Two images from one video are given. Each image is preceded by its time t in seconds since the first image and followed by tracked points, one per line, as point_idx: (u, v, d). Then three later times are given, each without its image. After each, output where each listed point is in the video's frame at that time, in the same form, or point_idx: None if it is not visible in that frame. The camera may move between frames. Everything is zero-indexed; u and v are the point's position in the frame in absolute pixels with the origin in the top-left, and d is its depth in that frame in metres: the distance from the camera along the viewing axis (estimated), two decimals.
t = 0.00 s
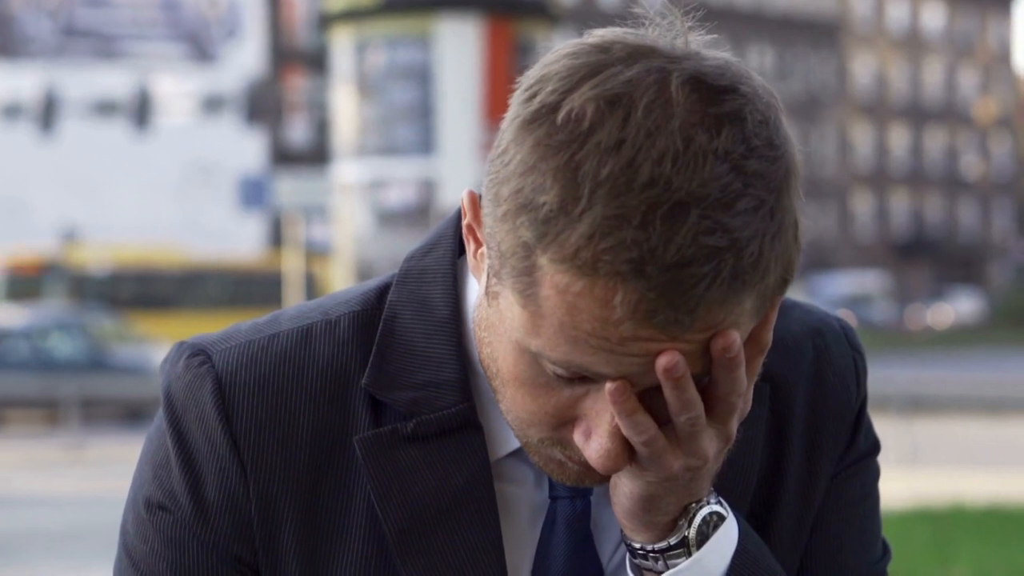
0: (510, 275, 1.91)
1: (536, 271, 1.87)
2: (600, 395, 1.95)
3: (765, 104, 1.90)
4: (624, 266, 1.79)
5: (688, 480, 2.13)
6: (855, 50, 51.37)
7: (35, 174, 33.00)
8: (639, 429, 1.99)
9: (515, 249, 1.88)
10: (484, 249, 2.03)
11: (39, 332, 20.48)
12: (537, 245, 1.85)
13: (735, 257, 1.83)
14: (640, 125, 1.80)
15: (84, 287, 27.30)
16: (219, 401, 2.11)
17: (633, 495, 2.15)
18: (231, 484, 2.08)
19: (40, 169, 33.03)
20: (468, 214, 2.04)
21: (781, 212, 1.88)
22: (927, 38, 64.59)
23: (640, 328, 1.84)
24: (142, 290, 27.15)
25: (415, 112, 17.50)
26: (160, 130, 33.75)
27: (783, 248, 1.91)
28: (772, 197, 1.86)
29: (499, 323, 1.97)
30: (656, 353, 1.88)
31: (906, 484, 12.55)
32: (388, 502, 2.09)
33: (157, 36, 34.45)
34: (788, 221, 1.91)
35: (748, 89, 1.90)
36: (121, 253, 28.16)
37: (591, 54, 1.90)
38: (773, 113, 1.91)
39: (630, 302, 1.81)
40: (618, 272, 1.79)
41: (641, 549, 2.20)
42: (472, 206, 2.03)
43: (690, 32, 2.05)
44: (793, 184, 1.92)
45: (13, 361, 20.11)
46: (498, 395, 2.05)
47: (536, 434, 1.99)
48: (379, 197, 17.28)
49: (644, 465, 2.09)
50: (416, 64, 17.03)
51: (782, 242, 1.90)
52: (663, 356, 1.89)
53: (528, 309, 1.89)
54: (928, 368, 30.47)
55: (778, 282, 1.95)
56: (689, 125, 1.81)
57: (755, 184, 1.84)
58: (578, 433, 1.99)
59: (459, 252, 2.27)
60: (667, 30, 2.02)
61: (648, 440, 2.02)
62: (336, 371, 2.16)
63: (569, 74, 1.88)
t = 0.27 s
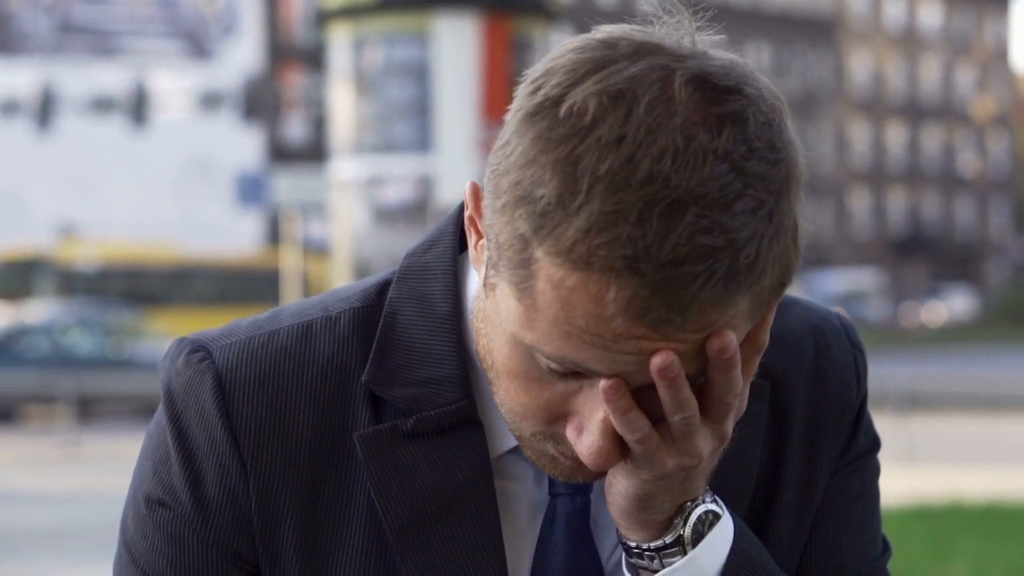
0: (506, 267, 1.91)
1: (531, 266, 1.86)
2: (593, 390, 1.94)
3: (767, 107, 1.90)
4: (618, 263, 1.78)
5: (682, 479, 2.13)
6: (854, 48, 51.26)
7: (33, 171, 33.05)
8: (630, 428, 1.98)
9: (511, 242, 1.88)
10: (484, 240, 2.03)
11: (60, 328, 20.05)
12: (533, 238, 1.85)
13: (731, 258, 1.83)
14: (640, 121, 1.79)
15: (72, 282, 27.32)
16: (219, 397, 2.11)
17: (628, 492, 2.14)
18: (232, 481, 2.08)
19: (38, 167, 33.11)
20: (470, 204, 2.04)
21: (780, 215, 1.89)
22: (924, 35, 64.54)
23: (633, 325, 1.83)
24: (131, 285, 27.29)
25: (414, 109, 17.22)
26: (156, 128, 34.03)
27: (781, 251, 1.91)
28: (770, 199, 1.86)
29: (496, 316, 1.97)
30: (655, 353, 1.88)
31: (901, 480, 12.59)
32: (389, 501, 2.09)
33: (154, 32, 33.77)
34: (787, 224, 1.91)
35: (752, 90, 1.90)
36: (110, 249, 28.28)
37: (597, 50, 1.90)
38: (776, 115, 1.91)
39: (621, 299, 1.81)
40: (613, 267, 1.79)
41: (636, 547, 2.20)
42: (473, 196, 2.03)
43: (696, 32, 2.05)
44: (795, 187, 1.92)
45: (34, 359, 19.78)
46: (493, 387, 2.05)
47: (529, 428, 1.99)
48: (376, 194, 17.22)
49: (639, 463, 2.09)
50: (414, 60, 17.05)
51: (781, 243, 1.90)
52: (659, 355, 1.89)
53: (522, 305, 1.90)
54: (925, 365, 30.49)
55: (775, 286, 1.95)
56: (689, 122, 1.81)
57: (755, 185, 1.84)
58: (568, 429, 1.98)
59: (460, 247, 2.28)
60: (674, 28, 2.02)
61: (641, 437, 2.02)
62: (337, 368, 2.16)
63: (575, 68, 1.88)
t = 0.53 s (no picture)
0: (506, 260, 1.90)
1: (532, 260, 1.86)
2: (590, 386, 1.94)
3: (774, 108, 1.90)
4: (617, 259, 1.78)
5: (678, 478, 2.12)
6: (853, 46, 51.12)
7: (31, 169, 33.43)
8: (627, 427, 1.98)
9: (512, 236, 1.88)
10: (486, 233, 2.02)
11: (80, 326, 20.36)
12: (534, 231, 1.84)
13: (731, 259, 1.82)
14: (642, 120, 1.79)
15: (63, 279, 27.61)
16: (220, 395, 2.10)
17: (625, 491, 2.14)
18: (233, 477, 2.08)
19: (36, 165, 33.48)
20: (472, 198, 2.04)
21: (783, 215, 1.88)
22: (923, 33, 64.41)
23: (632, 321, 1.83)
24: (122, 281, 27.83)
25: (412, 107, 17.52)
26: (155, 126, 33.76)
27: (782, 253, 1.91)
28: (774, 200, 1.85)
29: (495, 309, 1.97)
30: (654, 352, 1.88)
31: (898, 479, 12.56)
32: (390, 497, 2.08)
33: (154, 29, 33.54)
34: (789, 227, 1.91)
35: (759, 92, 1.89)
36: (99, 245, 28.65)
37: (605, 46, 1.90)
38: (781, 118, 1.90)
39: (620, 294, 1.81)
40: (611, 263, 1.78)
41: (634, 545, 2.19)
42: (478, 186, 2.02)
43: (706, 31, 2.04)
44: (800, 187, 1.92)
45: (53, 356, 20.05)
46: (490, 382, 2.05)
47: (524, 423, 2.00)
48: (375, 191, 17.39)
49: (636, 462, 2.08)
50: (412, 58, 16.98)
51: (785, 242, 1.90)
52: (657, 355, 1.89)
53: (520, 300, 1.90)
54: (922, 363, 30.48)
55: (775, 287, 1.94)
56: (693, 121, 1.81)
57: (758, 186, 1.83)
58: (563, 425, 1.98)
59: (463, 244, 2.27)
60: (682, 27, 2.02)
61: (638, 436, 2.02)
62: (339, 365, 2.16)
63: (581, 64, 1.87)
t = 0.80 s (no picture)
0: (509, 256, 1.90)
1: (535, 255, 1.86)
2: (590, 384, 1.93)
3: (781, 110, 1.89)
4: (621, 256, 1.78)
5: (678, 476, 2.11)
6: (852, 44, 51.07)
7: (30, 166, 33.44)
8: (626, 425, 1.98)
9: (516, 231, 1.88)
10: (487, 232, 2.03)
11: (101, 323, 21.46)
12: (538, 226, 1.84)
13: (733, 259, 1.82)
14: (647, 118, 1.79)
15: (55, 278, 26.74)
16: (221, 392, 2.10)
17: (624, 490, 2.13)
18: (234, 475, 2.07)
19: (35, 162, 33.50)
20: (476, 194, 2.04)
21: (785, 218, 1.88)
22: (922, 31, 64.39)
23: (632, 320, 1.83)
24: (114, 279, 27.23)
25: (409, 105, 17.85)
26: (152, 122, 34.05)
27: (784, 256, 1.90)
28: (779, 202, 1.85)
29: (496, 306, 1.97)
30: (655, 351, 1.88)
31: (895, 476, 12.59)
32: (389, 495, 2.08)
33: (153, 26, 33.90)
34: (793, 228, 1.90)
35: (765, 93, 1.89)
36: (91, 244, 28.24)
37: (611, 44, 1.90)
38: (787, 119, 1.90)
39: (622, 292, 1.80)
40: (615, 259, 1.78)
41: (632, 546, 2.18)
42: (480, 184, 2.03)
43: (714, 33, 2.04)
44: (804, 191, 1.91)
45: (73, 352, 21.21)
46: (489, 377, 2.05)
47: (524, 420, 1.99)
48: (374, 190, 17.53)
49: (635, 460, 2.08)
50: (412, 55, 17.20)
51: (788, 244, 1.90)
52: (657, 355, 1.89)
53: (522, 295, 1.89)
54: (921, 361, 30.41)
55: (778, 288, 1.94)
56: (698, 120, 1.80)
57: (762, 186, 1.83)
58: (562, 422, 1.98)
59: (464, 241, 2.27)
60: (690, 27, 2.01)
61: (638, 434, 2.01)
62: (340, 362, 2.16)
63: (588, 61, 1.88)
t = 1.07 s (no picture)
0: (515, 254, 1.90)
1: (541, 254, 1.86)
2: (595, 383, 1.93)
3: (787, 110, 1.89)
4: (629, 254, 1.77)
5: (682, 474, 2.11)
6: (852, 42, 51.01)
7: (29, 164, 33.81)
8: (631, 423, 1.98)
9: (522, 229, 1.88)
10: (493, 228, 2.03)
11: (122, 321, 21.39)
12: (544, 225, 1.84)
13: (741, 260, 1.82)
14: (654, 117, 1.78)
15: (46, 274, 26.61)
16: (225, 390, 2.10)
17: (627, 489, 2.13)
18: (238, 474, 2.07)
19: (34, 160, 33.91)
20: (481, 191, 2.03)
21: (793, 217, 1.87)
22: (921, 30, 64.35)
23: (640, 318, 1.82)
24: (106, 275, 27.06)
25: (409, 104, 19.86)
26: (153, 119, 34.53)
27: (790, 256, 1.90)
28: (787, 201, 1.85)
29: (501, 303, 1.97)
30: (661, 352, 1.88)
31: (895, 476, 12.58)
32: (392, 493, 2.08)
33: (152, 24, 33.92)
34: (799, 228, 1.90)
35: (773, 92, 1.89)
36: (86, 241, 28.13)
37: (620, 42, 1.90)
38: (795, 119, 1.90)
39: (630, 290, 1.80)
40: (623, 258, 1.78)
41: (634, 545, 2.18)
42: (485, 182, 2.02)
43: (722, 32, 2.04)
44: (811, 190, 1.91)
45: (94, 351, 21.17)
46: (492, 376, 2.05)
47: (528, 419, 1.99)
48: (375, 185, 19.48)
49: (640, 457, 2.07)
50: (412, 53, 19.00)
51: (795, 244, 1.90)
52: (663, 354, 1.88)
53: (529, 294, 1.89)
54: (919, 360, 30.44)
55: (783, 289, 1.94)
56: (706, 121, 1.80)
57: (771, 186, 1.83)
58: (566, 421, 1.97)
59: (467, 241, 2.27)
60: (697, 27, 2.01)
61: (642, 433, 2.01)
62: (344, 361, 2.16)
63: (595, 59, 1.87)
